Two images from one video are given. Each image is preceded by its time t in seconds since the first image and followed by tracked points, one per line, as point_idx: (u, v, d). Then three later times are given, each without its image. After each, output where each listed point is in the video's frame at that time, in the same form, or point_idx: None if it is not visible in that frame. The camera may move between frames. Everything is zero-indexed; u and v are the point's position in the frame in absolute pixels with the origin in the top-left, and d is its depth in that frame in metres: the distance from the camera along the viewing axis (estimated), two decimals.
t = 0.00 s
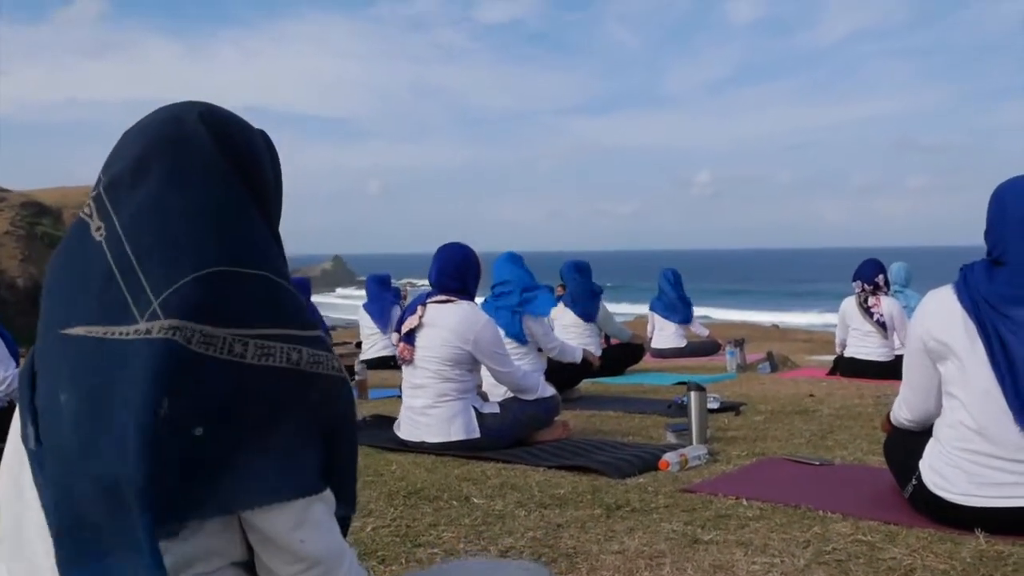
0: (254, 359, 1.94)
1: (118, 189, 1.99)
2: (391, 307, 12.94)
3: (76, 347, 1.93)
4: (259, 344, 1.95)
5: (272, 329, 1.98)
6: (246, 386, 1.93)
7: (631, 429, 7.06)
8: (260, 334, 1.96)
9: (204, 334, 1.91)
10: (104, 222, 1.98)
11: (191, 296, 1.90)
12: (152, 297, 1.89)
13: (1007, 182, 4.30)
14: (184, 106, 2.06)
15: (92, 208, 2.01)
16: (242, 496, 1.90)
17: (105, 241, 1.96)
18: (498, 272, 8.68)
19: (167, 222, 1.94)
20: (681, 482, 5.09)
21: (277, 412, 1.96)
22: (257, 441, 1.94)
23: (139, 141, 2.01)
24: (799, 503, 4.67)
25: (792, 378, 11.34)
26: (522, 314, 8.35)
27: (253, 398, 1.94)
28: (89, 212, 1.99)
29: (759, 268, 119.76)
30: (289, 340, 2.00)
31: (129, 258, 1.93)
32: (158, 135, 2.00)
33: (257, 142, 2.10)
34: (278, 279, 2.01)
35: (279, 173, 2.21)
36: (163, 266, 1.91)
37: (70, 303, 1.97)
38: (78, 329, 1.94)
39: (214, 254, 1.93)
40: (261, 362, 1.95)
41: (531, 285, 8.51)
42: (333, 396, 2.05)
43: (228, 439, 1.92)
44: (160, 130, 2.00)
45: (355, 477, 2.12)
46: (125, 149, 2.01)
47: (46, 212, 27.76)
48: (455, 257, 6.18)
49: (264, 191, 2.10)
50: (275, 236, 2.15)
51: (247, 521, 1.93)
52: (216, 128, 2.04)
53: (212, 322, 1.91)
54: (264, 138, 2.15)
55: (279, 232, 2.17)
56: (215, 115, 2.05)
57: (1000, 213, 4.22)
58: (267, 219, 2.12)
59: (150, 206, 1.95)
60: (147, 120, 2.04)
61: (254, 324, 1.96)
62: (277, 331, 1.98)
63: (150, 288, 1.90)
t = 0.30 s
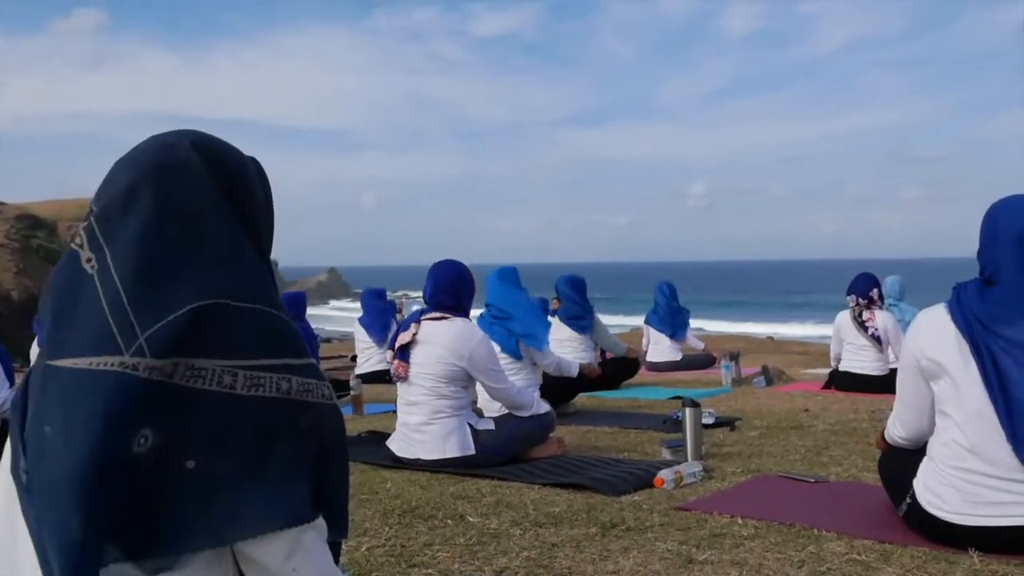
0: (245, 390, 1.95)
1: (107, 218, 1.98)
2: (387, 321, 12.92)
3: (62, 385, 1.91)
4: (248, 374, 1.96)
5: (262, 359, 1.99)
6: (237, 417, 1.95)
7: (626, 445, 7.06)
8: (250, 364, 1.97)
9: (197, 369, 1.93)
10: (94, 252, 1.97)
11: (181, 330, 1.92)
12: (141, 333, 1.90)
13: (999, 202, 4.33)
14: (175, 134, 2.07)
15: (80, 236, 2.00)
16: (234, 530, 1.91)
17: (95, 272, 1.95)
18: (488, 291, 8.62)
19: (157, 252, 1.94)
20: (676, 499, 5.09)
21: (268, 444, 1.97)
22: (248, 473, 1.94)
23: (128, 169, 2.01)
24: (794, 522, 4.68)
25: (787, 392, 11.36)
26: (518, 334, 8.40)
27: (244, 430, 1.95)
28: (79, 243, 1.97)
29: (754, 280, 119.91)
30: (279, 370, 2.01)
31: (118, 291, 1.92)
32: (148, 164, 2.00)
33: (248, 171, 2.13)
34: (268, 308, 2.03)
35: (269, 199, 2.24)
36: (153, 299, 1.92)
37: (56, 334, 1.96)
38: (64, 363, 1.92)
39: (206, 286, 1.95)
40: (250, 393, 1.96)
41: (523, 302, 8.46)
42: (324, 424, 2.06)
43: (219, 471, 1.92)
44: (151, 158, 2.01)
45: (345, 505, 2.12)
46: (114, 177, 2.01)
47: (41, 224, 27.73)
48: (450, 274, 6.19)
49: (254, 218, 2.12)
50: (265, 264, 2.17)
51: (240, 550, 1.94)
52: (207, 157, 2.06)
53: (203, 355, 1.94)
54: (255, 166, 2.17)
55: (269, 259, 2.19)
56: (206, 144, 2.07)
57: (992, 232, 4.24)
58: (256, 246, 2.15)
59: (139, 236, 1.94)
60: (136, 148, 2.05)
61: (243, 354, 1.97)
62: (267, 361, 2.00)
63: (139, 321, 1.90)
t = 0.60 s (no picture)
0: (236, 412, 1.96)
1: (104, 243, 1.96)
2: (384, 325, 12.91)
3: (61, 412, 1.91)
4: (240, 395, 1.96)
5: (255, 379, 1.98)
6: (230, 439, 1.95)
7: (623, 452, 7.06)
8: (241, 385, 1.96)
9: (190, 393, 1.93)
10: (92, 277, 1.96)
11: (175, 353, 1.91)
12: (137, 357, 1.88)
13: (995, 212, 4.33)
14: (165, 152, 2.06)
15: (79, 262, 1.98)
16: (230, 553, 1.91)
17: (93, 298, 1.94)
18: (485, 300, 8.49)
19: (151, 274, 1.92)
20: (673, 507, 5.08)
21: (262, 465, 1.98)
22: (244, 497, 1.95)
23: (120, 191, 2.00)
24: (791, 531, 4.67)
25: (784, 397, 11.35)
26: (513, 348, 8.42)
27: (238, 453, 1.95)
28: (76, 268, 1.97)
29: (752, 282, 119.96)
30: (272, 390, 2.00)
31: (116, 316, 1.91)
32: (140, 183, 1.99)
33: (240, 186, 2.12)
34: (261, 323, 2.02)
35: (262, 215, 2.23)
36: (149, 322, 1.90)
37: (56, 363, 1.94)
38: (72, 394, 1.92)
39: (200, 305, 1.93)
40: (244, 415, 1.96)
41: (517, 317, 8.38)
42: (318, 441, 2.06)
43: (214, 496, 1.93)
44: (142, 178, 2.00)
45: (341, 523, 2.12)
46: (108, 200, 2.00)
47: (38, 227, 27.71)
48: (447, 281, 6.17)
49: (247, 234, 2.12)
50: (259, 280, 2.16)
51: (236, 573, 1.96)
52: (197, 175, 2.06)
53: (195, 376, 1.93)
54: (247, 181, 2.16)
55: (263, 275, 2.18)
56: (196, 161, 2.07)
57: (990, 242, 4.24)
58: (250, 262, 2.14)
59: (136, 257, 1.93)
60: (127, 167, 2.04)
61: (236, 375, 1.96)
62: (260, 380, 1.99)
63: (135, 343, 1.89)
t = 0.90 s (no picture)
0: (224, 444, 1.93)
1: (89, 272, 1.92)
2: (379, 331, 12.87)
3: (43, 446, 1.86)
4: (228, 427, 1.94)
5: (243, 412, 1.96)
6: (218, 472, 1.93)
7: (619, 464, 7.03)
8: (229, 416, 1.94)
9: (177, 425, 1.90)
10: (77, 306, 1.91)
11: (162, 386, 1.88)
12: (125, 390, 1.84)
13: (991, 227, 4.31)
14: (152, 177, 2.03)
15: (63, 289, 1.93)
16: None
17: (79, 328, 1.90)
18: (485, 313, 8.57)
19: (139, 303, 1.88)
20: (670, 521, 5.05)
21: (249, 498, 1.96)
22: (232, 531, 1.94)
23: (106, 217, 1.95)
24: (789, 547, 4.65)
25: (780, 405, 11.33)
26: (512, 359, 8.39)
27: (226, 487, 1.93)
28: (60, 296, 1.92)
29: (747, 285, 120.04)
30: (261, 422, 1.98)
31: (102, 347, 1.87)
32: (127, 208, 1.95)
33: (230, 210, 2.10)
34: (251, 352, 2.00)
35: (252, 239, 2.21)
36: (135, 354, 1.86)
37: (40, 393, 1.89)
38: (56, 426, 1.87)
39: (190, 335, 1.91)
40: (232, 447, 1.94)
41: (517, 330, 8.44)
42: (304, 473, 2.05)
43: (201, 530, 1.91)
44: (130, 203, 1.96)
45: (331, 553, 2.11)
46: (93, 225, 1.96)
47: (32, 231, 27.63)
48: (442, 292, 6.12)
49: (237, 260, 2.09)
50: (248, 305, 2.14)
51: None
52: (186, 201, 2.03)
53: (182, 409, 1.90)
54: (237, 205, 2.14)
55: (252, 300, 2.16)
56: (186, 187, 2.04)
57: (986, 257, 4.21)
58: (239, 287, 2.11)
59: (123, 286, 1.89)
60: (113, 193, 2.00)
61: (224, 408, 1.94)
62: (247, 413, 1.97)
63: (122, 375, 1.85)
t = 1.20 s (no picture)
0: (213, 485, 1.92)
1: (74, 310, 1.88)
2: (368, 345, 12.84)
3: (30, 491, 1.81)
4: (217, 469, 1.92)
5: (233, 451, 1.95)
6: (207, 514, 1.91)
7: (611, 482, 7.01)
8: (218, 457, 1.93)
9: (167, 467, 1.87)
10: (63, 345, 1.87)
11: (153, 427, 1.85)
12: (118, 432, 1.81)
13: (984, 249, 4.30)
14: (139, 210, 2.02)
15: (46, 328, 1.89)
16: None
17: (65, 369, 1.85)
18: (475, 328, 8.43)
19: (127, 339, 1.85)
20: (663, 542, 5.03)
21: (238, 540, 1.95)
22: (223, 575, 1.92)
23: (92, 252, 1.92)
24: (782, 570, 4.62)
25: (771, 420, 11.32)
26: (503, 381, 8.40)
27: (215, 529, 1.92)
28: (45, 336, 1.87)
29: (737, 296, 120.25)
30: (249, 462, 1.97)
31: (92, 387, 1.83)
32: (114, 243, 1.93)
33: (219, 243, 2.09)
34: (241, 389, 1.99)
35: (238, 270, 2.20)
36: (124, 392, 1.82)
37: (24, 435, 1.85)
38: (41, 468, 1.82)
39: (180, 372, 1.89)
40: (220, 488, 1.93)
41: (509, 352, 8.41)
42: (293, 513, 2.04)
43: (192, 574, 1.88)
44: (117, 236, 1.94)
45: None
46: (78, 259, 1.93)
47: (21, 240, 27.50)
48: (434, 310, 6.09)
49: (224, 291, 2.08)
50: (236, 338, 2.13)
51: None
52: (174, 234, 2.02)
53: (172, 450, 1.88)
54: (225, 237, 2.14)
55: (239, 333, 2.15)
56: (173, 220, 2.03)
57: (979, 279, 4.21)
58: (227, 319, 2.10)
59: (111, 323, 1.86)
60: (98, 227, 1.97)
61: (214, 448, 1.93)
62: (237, 452, 1.95)
63: (111, 413, 1.81)
